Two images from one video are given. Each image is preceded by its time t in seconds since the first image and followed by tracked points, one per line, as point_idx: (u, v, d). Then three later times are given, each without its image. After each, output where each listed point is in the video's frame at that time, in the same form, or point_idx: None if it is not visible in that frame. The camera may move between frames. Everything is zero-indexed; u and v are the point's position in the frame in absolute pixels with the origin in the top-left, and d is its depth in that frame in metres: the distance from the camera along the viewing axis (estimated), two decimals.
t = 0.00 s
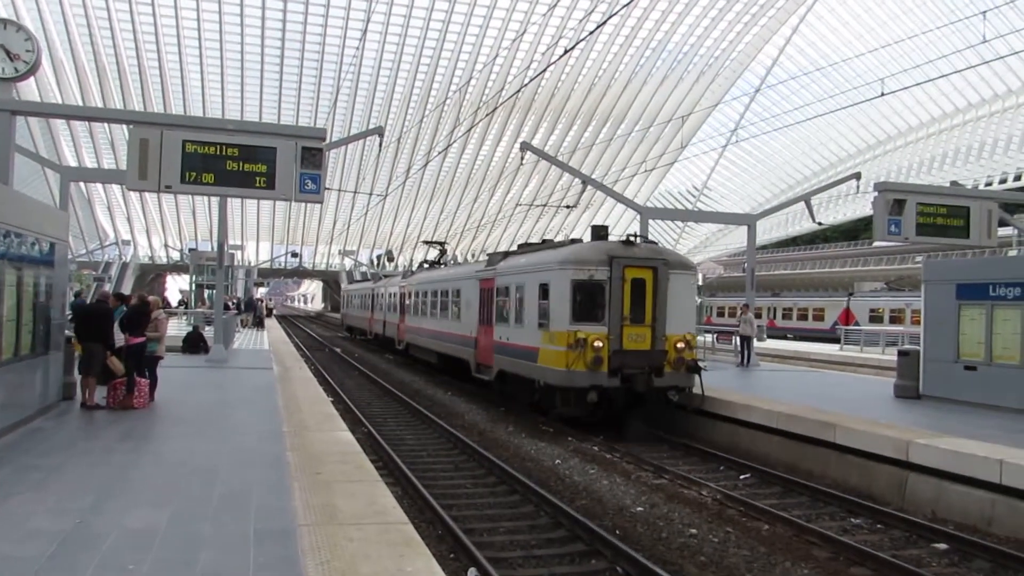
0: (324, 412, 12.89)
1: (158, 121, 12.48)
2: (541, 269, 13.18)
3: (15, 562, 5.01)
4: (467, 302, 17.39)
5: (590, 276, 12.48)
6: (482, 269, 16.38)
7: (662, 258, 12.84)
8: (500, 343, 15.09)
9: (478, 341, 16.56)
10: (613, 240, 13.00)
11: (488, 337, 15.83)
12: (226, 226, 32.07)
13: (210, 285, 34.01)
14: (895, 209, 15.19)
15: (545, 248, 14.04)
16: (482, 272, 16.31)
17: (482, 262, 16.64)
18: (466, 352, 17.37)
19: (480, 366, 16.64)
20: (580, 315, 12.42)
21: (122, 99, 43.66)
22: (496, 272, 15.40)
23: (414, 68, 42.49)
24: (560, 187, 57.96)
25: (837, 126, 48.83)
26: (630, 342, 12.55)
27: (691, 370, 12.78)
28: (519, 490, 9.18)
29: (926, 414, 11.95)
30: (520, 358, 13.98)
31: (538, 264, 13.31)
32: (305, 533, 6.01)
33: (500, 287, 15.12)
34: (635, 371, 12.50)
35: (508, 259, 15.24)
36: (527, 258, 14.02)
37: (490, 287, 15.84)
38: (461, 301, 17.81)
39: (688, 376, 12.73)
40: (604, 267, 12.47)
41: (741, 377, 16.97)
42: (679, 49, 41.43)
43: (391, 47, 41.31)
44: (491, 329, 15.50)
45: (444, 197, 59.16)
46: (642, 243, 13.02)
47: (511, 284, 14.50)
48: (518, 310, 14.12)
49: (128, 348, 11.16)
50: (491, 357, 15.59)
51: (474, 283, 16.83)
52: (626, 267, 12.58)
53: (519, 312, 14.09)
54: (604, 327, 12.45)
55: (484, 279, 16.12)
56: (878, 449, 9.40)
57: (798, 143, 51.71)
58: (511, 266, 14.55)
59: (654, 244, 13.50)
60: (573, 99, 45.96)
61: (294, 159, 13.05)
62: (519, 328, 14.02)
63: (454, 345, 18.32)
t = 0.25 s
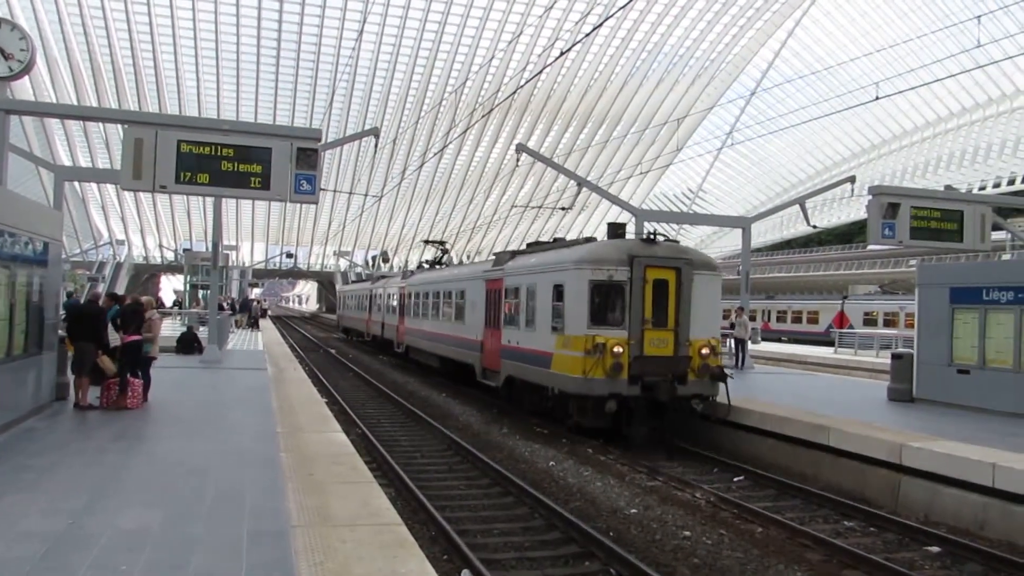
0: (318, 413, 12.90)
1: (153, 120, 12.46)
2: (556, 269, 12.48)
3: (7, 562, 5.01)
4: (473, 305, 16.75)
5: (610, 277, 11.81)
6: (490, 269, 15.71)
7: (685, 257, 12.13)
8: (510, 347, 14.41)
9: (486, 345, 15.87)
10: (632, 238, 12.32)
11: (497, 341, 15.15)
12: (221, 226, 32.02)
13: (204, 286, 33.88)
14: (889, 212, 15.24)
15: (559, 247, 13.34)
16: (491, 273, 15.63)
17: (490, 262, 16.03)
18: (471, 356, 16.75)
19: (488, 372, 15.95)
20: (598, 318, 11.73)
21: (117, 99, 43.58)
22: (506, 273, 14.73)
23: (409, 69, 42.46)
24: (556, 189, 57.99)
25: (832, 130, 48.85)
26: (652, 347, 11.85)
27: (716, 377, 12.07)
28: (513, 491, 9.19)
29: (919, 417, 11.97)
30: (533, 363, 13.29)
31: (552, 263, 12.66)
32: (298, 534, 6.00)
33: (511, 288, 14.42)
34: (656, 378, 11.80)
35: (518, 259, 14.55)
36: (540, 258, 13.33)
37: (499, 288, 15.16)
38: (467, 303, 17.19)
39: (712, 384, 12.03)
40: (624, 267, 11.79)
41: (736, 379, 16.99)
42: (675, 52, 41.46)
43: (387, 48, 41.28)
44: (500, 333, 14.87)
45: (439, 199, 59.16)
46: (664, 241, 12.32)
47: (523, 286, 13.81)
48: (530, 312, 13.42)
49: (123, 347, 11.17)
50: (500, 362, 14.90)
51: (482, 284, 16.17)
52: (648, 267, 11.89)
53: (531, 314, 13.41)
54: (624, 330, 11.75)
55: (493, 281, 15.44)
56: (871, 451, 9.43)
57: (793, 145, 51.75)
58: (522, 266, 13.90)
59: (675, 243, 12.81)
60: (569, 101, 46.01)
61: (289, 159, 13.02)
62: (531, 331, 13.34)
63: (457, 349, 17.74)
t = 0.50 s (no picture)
0: (313, 415, 12.88)
1: (148, 120, 12.43)
2: (573, 269, 11.62)
3: None
4: (480, 307, 16.00)
5: (632, 278, 10.95)
6: (500, 270, 14.91)
7: (714, 257, 11.26)
8: (522, 352, 13.55)
9: (495, 351, 15.02)
10: (656, 236, 11.47)
11: (507, 347, 14.31)
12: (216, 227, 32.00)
13: (199, 286, 33.79)
14: (884, 216, 15.27)
15: (575, 245, 12.49)
16: (500, 274, 14.82)
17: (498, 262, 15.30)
18: (478, 360, 16.00)
19: (497, 378, 15.10)
20: (620, 322, 10.87)
21: (112, 98, 43.51)
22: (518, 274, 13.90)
23: (406, 70, 42.44)
24: (552, 191, 58.00)
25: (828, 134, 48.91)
26: (678, 354, 10.98)
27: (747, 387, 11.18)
28: (507, 494, 9.18)
29: (913, 421, 11.99)
30: (547, 370, 12.44)
31: (569, 263, 11.82)
32: (292, 535, 5.98)
33: (522, 289, 13.63)
34: (682, 388, 10.93)
35: (531, 258, 13.70)
36: (556, 257, 12.48)
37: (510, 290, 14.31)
38: (473, 305, 16.44)
39: (743, 394, 11.14)
40: (648, 267, 10.94)
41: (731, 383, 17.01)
42: (671, 55, 41.57)
43: (384, 49, 41.27)
44: (510, 337, 14.12)
45: (435, 200, 59.15)
46: (690, 240, 11.46)
47: (536, 287, 12.96)
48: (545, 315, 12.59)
49: (118, 347, 11.11)
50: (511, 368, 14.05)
51: (489, 285, 15.41)
52: (674, 268, 11.03)
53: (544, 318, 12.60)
54: (649, 335, 10.89)
55: (503, 282, 14.61)
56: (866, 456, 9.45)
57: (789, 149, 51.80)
58: (534, 266, 13.13)
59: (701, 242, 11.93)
60: (565, 103, 46.10)
61: (285, 159, 13.01)
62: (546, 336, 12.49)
63: (462, 353, 17.04)
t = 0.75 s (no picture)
0: (308, 416, 12.87)
1: (144, 121, 12.41)
2: (596, 269, 10.86)
3: None
4: (490, 310, 15.33)
5: (662, 279, 10.18)
6: (512, 271, 14.18)
7: (749, 257, 10.50)
8: (538, 359, 12.79)
9: (508, 356, 14.29)
10: (686, 234, 10.69)
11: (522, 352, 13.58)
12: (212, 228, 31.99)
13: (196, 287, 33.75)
14: (880, 220, 15.31)
15: (596, 244, 11.72)
16: (513, 275, 14.10)
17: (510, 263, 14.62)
18: (487, 367, 15.32)
19: (509, 385, 14.38)
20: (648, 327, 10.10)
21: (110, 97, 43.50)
22: (533, 274, 13.14)
23: (403, 72, 42.48)
24: (549, 193, 58.04)
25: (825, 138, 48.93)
26: (711, 362, 10.21)
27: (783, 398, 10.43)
28: (503, 496, 9.17)
29: (909, 425, 11.99)
30: (567, 378, 11.69)
31: (590, 262, 11.06)
32: (287, 538, 5.97)
33: (537, 290, 12.92)
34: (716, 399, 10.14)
35: (548, 258, 12.92)
36: (575, 256, 11.71)
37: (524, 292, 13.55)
38: (483, 308, 15.77)
39: (779, 405, 10.39)
40: (679, 268, 10.17)
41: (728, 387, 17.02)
42: (669, 59, 41.70)
43: (382, 50, 41.31)
44: (523, 341, 13.46)
45: (432, 202, 59.18)
46: (723, 239, 10.67)
47: (554, 289, 12.21)
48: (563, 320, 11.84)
49: (115, 347, 11.08)
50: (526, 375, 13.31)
51: (501, 287, 14.71)
52: (707, 269, 10.25)
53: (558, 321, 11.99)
54: (679, 341, 10.13)
55: (517, 284, 13.87)
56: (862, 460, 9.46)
57: (786, 152, 51.81)
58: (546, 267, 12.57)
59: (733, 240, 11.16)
60: (563, 105, 46.21)
61: (282, 161, 13.00)
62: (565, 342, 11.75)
63: (470, 358, 16.38)
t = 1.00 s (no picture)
0: (305, 418, 12.87)
1: (141, 122, 12.38)
2: (623, 268, 10.10)
3: None
4: (501, 313, 14.63)
5: (699, 279, 9.44)
6: (526, 271, 13.46)
7: (790, 257, 9.80)
8: (555, 365, 12.02)
9: (521, 362, 13.55)
10: (720, 231, 9.98)
11: (537, 358, 12.84)
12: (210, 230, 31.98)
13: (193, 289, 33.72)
14: (878, 222, 15.32)
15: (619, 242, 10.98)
16: (527, 277, 13.38)
17: (523, 263, 13.94)
18: (498, 373, 14.62)
19: (522, 393, 13.64)
20: (683, 331, 9.35)
21: (107, 99, 43.50)
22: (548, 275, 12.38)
23: (401, 74, 42.52)
24: (547, 196, 58.06)
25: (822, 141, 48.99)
26: (750, 370, 9.48)
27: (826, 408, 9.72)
28: (500, 498, 9.16)
29: (907, 428, 11.99)
30: (588, 386, 10.91)
31: (616, 260, 10.31)
32: (283, 541, 5.99)
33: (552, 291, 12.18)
34: (756, 410, 9.39)
35: (565, 257, 12.17)
36: (597, 256, 10.96)
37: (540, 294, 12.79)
38: (493, 311, 15.07)
39: (822, 416, 9.68)
40: (717, 267, 9.45)
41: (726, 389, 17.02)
42: (666, 61, 41.79)
43: (379, 53, 41.35)
44: (539, 345, 12.77)
45: (430, 204, 59.16)
46: (761, 237, 9.97)
47: (573, 290, 11.45)
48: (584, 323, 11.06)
49: (111, 349, 11.08)
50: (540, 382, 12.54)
51: (513, 289, 14.02)
52: (746, 268, 9.54)
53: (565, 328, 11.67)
54: (716, 347, 9.39)
55: (532, 285, 13.12)
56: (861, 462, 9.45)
57: (783, 155, 51.84)
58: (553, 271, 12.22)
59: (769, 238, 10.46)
60: (561, 107, 46.27)
61: (279, 163, 13.01)
62: (586, 347, 10.98)
63: (479, 362, 15.67)
